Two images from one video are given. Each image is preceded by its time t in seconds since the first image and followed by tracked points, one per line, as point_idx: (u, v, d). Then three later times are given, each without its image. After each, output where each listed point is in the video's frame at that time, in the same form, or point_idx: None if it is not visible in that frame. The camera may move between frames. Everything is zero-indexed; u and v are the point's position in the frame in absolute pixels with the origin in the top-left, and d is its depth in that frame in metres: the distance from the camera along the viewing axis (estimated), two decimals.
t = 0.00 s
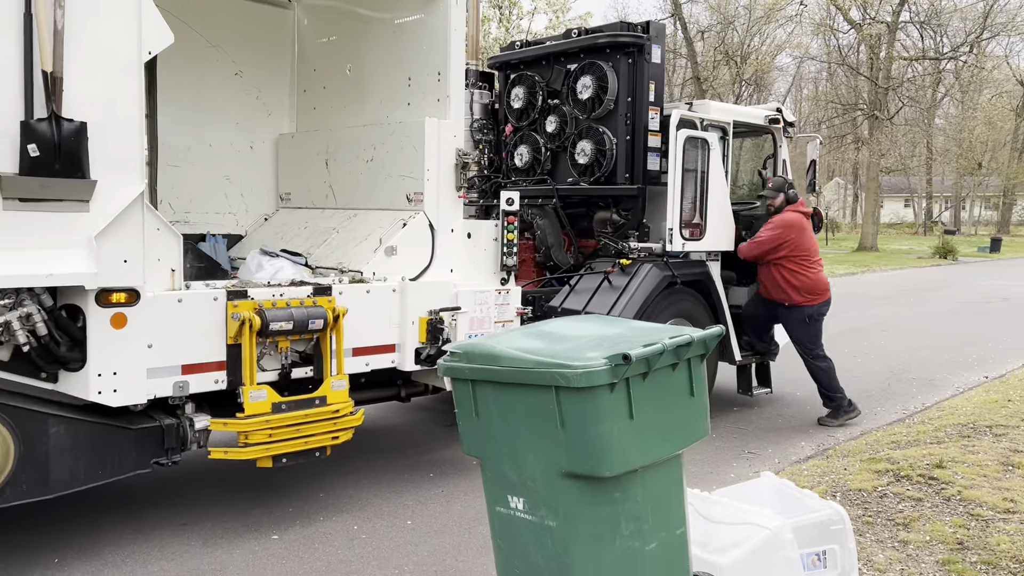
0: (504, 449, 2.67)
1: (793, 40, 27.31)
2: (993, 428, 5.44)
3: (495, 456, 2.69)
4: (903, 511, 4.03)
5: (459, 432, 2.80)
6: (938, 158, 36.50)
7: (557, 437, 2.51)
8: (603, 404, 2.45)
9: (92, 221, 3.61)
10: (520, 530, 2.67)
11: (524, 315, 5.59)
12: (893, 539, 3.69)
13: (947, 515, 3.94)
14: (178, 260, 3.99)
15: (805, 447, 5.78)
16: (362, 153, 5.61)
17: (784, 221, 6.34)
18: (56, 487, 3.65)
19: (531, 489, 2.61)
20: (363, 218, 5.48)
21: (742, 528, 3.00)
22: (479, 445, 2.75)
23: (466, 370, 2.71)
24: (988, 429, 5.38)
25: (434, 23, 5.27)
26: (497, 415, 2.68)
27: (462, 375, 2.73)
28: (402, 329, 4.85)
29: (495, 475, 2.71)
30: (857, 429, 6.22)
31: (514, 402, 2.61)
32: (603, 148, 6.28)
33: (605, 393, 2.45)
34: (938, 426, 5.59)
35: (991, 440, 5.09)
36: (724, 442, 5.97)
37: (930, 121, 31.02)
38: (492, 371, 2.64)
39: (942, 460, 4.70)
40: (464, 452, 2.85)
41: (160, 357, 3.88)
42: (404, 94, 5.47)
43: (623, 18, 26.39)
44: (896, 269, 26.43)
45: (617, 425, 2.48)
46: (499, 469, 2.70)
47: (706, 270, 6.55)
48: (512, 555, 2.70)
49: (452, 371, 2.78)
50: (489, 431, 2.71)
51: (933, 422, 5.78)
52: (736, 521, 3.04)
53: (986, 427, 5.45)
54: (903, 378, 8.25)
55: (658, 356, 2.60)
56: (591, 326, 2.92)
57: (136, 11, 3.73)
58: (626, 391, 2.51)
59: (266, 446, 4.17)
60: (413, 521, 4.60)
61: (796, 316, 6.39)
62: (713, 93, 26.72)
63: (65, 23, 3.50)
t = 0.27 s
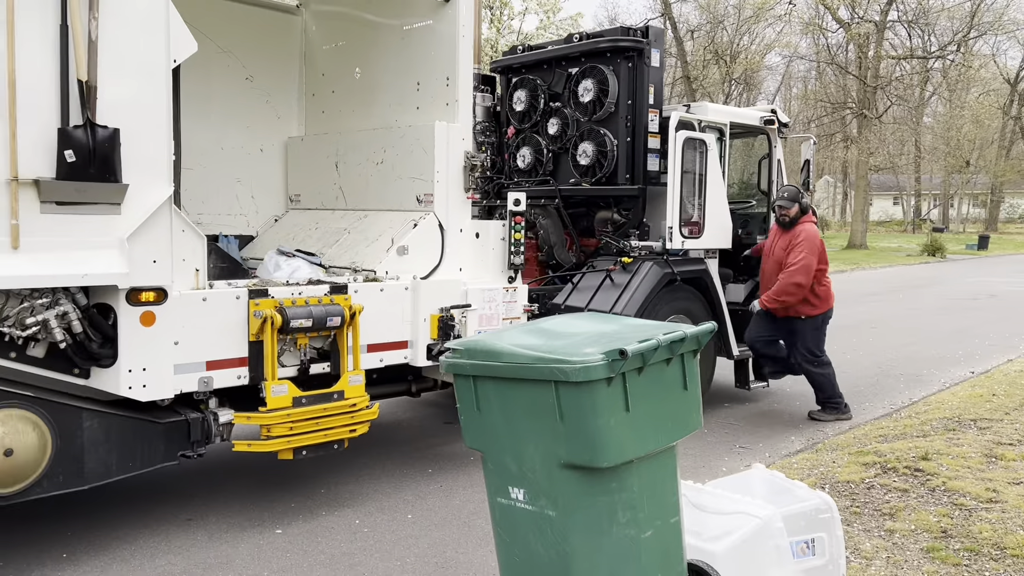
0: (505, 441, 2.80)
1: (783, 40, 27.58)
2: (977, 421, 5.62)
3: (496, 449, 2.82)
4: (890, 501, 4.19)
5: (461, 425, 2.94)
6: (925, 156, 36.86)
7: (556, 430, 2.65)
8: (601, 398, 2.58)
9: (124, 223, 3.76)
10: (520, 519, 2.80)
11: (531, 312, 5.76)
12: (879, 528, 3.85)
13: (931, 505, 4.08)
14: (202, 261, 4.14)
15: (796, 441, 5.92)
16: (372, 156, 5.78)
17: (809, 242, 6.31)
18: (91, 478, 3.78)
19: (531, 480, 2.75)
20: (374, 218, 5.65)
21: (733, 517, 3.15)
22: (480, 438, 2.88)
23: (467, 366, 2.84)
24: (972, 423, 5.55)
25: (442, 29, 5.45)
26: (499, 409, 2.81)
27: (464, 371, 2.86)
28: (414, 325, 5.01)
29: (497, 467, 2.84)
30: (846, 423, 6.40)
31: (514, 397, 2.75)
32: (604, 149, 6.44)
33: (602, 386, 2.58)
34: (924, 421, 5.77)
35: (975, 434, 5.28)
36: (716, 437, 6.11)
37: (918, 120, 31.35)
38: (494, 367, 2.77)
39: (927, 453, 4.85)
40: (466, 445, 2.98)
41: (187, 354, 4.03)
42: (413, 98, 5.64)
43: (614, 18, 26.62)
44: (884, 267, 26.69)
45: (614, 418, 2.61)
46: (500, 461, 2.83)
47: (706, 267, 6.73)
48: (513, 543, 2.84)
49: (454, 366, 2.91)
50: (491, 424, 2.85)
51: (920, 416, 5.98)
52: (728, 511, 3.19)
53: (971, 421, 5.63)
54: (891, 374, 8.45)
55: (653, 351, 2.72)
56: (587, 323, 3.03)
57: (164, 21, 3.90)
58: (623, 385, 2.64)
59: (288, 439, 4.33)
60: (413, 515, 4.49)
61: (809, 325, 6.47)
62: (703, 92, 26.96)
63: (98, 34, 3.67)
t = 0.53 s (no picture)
0: (489, 434, 3.02)
1: (782, 40, 27.64)
2: (959, 417, 5.80)
3: (481, 441, 3.05)
4: (868, 494, 4.37)
5: (447, 419, 3.17)
6: (924, 155, 36.98)
7: (536, 421, 2.87)
8: (577, 389, 2.82)
9: (130, 226, 3.91)
10: (504, 507, 3.02)
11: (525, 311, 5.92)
12: (856, 518, 4.04)
13: (907, 497, 4.25)
14: (204, 261, 4.26)
15: (782, 437, 6.10)
16: (370, 159, 5.93)
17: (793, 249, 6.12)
18: (99, 471, 3.94)
19: (514, 470, 2.97)
20: (371, 220, 5.79)
21: (710, 507, 3.35)
22: (466, 431, 3.11)
23: (453, 362, 3.08)
24: (955, 419, 5.73)
25: (438, 36, 5.59)
26: (483, 404, 3.03)
27: (450, 367, 3.09)
28: (410, 324, 5.17)
29: (482, 458, 3.06)
30: (833, 419, 6.57)
31: (497, 391, 2.98)
32: (597, 151, 6.57)
33: (578, 379, 2.81)
34: (908, 417, 5.94)
35: (956, 429, 5.45)
36: (705, 433, 6.28)
37: (916, 120, 31.48)
38: (478, 363, 3.00)
39: (907, 447, 5.04)
40: (453, 438, 3.20)
41: (191, 352, 4.18)
42: (410, 103, 5.79)
43: (614, 18, 26.70)
44: (883, 266, 26.80)
45: (590, 409, 2.83)
46: (485, 453, 3.05)
47: (697, 266, 6.88)
48: (497, 529, 3.06)
49: (441, 362, 3.15)
50: (476, 418, 3.07)
51: (905, 412, 6.15)
52: (706, 501, 3.40)
53: (954, 417, 5.81)
54: (881, 371, 8.61)
55: (628, 346, 2.94)
56: (568, 321, 3.25)
57: (169, 30, 4.04)
58: (598, 378, 2.86)
59: (288, 433, 4.48)
60: (406, 508, 4.63)
61: (802, 331, 6.31)
62: (702, 92, 27.02)
63: (105, 44, 3.82)
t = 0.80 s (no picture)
0: (468, 414, 3.13)
1: (790, 39, 27.63)
2: (945, 407, 5.90)
3: (461, 421, 3.16)
4: (846, 478, 4.49)
5: (430, 401, 3.27)
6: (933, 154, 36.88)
7: (512, 401, 2.98)
8: (550, 370, 2.92)
9: (128, 218, 4.07)
10: (483, 484, 3.14)
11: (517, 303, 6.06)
12: (832, 500, 4.15)
13: (883, 480, 4.38)
14: (201, 253, 4.41)
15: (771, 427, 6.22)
16: (366, 155, 6.08)
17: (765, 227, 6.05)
18: (99, 454, 4.10)
19: (492, 448, 3.08)
20: (367, 215, 5.94)
21: (685, 486, 3.48)
22: (447, 412, 3.22)
23: (434, 346, 3.17)
24: (940, 409, 5.83)
25: (431, 34, 5.74)
26: (462, 385, 3.14)
27: (431, 350, 3.19)
28: (403, 315, 5.31)
29: (462, 437, 3.17)
30: (823, 410, 6.68)
31: (475, 372, 3.08)
32: (590, 148, 6.72)
33: (551, 359, 2.91)
34: (895, 406, 6.05)
35: (940, 418, 5.56)
36: (696, 423, 6.40)
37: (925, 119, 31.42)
38: (457, 347, 3.09)
39: (889, 435, 5.15)
40: (436, 419, 3.31)
41: (188, 340, 4.33)
42: (404, 100, 5.93)
43: (621, 19, 26.75)
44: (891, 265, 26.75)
45: (563, 388, 2.95)
46: (464, 432, 3.17)
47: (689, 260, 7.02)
48: (477, 506, 3.18)
49: (422, 347, 3.24)
50: (456, 399, 3.17)
51: (892, 403, 6.25)
52: (681, 480, 3.53)
53: (939, 407, 5.91)
54: (876, 365, 8.70)
55: (599, 329, 3.05)
56: (546, 307, 3.35)
57: (165, 30, 4.20)
58: (571, 359, 2.97)
59: (283, 420, 4.63)
60: (399, 492, 4.79)
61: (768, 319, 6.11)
62: (710, 92, 27.03)
63: (103, 43, 3.98)
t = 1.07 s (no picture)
0: (469, 415, 3.24)
1: (803, 39, 27.54)
2: (948, 409, 5.96)
3: (462, 421, 3.27)
4: (845, 478, 4.56)
5: (433, 402, 3.38)
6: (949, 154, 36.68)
7: (511, 402, 3.09)
8: (547, 372, 3.03)
9: (144, 225, 4.20)
10: (484, 482, 3.24)
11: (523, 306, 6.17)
12: (829, 500, 4.23)
13: (881, 480, 4.46)
14: (214, 258, 4.56)
15: (775, 428, 6.29)
16: (375, 162, 6.21)
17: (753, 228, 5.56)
18: (116, 453, 4.23)
19: (492, 447, 3.19)
20: (376, 220, 6.07)
21: (682, 484, 3.57)
22: (449, 412, 3.33)
23: (437, 348, 3.28)
24: (942, 410, 5.89)
25: (438, 43, 5.86)
26: (464, 386, 3.24)
27: (433, 353, 3.30)
28: (411, 318, 5.43)
29: (463, 437, 3.28)
30: (828, 411, 6.74)
31: (475, 374, 3.18)
32: (595, 153, 6.80)
33: (548, 362, 3.02)
34: (898, 408, 6.11)
35: (941, 419, 5.63)
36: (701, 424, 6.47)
37: (939, 119, 31.26)
38: (458, 349, 3.20)
39: (890, 436, 5.21)
40: (439, 420, 3.42)
41: (201, 343, 4.47)
42: (413, 108, 6.05)
43: (634, 20, 26.77)
44: (906, 266, 26.60)
45: (559, 390, 3.05)
46: (465, 432, 3.27)
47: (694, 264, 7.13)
48: (479, 504, 3.28)
49: (426, 350, 3.35)
50: (457, 400, 3.28)
51: (896, 404, 6.30)
52: (678, 479, 3.61)
53: (942, 408, 5.96)
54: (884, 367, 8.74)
55: (595, 332, 3.15)
56: (547, 311, 3.45)
57: (179, 43, 4.34)
58: (567, 361, 3.08)
59: (293, 420, 4.76)
60: (407, 491, 4.91)
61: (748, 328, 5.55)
62: (723, 92, 26.97)
63: (120, 56, 4.12)
